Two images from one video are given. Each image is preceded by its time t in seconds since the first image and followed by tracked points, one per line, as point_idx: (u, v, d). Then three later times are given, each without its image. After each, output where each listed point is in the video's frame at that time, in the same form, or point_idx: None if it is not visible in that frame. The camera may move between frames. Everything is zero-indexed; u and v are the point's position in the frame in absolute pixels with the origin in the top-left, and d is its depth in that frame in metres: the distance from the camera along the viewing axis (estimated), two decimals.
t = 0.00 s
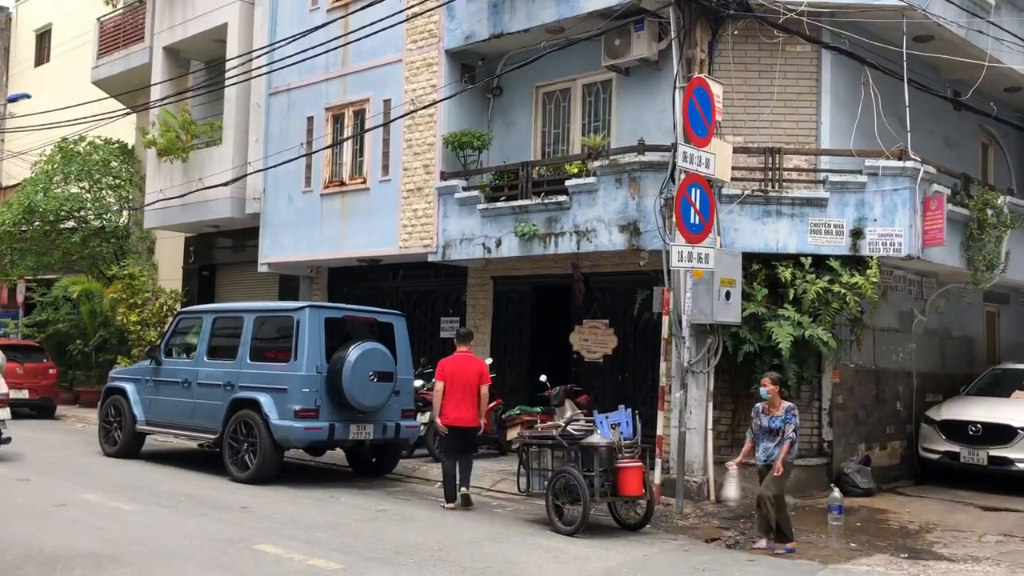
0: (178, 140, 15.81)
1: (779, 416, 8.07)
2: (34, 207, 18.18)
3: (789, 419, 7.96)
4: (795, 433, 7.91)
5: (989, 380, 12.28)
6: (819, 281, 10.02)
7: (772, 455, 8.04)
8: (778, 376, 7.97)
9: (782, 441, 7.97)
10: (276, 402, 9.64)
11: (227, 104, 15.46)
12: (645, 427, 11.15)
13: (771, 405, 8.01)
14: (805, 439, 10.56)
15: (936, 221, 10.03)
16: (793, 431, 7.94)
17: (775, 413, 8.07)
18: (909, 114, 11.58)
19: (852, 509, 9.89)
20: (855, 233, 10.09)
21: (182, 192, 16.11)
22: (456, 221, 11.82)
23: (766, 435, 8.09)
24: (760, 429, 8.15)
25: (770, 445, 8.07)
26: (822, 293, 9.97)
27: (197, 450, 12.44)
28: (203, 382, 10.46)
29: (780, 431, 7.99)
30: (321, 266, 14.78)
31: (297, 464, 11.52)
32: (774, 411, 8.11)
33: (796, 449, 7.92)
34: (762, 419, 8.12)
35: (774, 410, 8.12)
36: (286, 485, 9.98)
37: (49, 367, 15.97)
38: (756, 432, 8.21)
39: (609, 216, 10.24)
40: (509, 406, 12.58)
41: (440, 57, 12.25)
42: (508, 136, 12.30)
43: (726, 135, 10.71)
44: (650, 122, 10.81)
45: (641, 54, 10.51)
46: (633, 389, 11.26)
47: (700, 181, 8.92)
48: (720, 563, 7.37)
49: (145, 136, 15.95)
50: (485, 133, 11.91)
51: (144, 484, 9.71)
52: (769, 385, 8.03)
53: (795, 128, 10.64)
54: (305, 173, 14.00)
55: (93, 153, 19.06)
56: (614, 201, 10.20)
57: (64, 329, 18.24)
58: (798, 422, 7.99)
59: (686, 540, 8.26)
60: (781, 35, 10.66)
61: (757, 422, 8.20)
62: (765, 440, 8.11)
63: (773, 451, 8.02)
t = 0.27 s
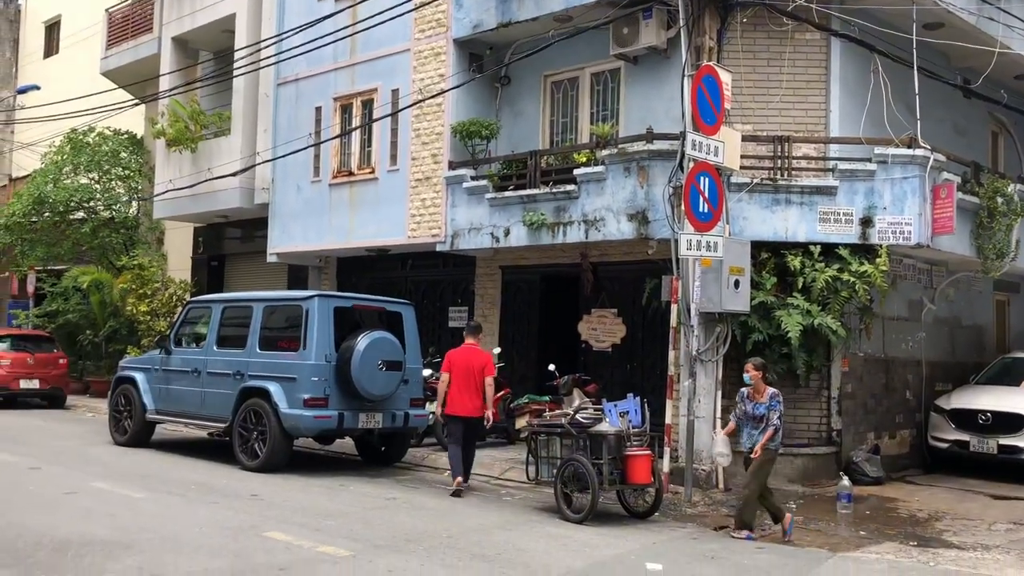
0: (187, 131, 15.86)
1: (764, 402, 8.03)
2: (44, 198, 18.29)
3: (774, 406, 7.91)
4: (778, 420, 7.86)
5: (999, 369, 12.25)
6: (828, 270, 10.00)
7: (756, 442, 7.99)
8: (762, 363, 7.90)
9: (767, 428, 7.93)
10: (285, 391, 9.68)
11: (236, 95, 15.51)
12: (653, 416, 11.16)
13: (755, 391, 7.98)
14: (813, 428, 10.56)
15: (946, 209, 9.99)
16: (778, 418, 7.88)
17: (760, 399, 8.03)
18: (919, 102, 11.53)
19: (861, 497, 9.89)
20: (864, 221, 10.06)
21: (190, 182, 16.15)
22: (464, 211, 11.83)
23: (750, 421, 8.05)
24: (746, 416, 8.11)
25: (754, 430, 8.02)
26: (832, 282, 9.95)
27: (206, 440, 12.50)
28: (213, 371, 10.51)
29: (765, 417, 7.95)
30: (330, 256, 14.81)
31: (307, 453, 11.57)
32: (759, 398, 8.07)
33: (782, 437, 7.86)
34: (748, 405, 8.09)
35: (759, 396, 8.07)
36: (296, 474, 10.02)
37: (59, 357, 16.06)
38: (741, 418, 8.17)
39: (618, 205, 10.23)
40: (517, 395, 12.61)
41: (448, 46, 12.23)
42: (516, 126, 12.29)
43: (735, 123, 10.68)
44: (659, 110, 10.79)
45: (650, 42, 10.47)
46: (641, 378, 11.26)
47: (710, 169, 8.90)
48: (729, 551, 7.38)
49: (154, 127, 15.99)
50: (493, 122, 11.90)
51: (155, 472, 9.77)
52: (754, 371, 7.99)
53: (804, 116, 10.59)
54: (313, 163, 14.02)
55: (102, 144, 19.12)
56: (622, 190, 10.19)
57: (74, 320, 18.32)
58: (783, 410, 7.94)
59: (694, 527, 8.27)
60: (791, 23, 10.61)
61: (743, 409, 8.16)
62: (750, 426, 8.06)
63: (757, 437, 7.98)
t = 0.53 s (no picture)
0: (205, 121, 15.91)
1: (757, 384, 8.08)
2: (64, 188, 18.46)
3: (761, 387, 7.96)
4: (767, 401, 7.91)
5: (1020, 358, 12.15)
6: (846, 258, 9.94)
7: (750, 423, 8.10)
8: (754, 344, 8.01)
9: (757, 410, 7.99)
10: (304, 379, 9.73)
11: (253, 86, 15.56)
12: (671, 404, 11.16)
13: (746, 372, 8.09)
14: (832, 417, 10.52)
15: (966, 196, 9.90)
16: (766, 400, 7.91)
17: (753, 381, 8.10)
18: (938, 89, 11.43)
19: (880, 486, 9.86)
20: (884, 209, 9.99)
21: (208, 172, 16.23)
22: (481, 200, 11.84)
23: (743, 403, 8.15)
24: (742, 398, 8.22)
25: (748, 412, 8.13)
26: (851, 270, 9.89)
27: (226, 428, 12.60)
28: (232, 359, 10.58)
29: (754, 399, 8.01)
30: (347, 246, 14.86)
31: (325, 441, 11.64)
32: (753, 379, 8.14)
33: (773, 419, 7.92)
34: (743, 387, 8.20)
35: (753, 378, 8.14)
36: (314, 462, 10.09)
37: (79, 347, 16.19)
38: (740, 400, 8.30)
39: (635, 193, 10.21)
40: (534, 384, 12.64)
41: (464, 35, 12.21)
42: (533, 114, 12.27)
43: (752, 111, 10.63)
44: (676, 98, 10.74)
45: (667, 29, 10.42)
46: (659, 367, 11.26)
47: (727, 157, 8.85)
48: (747, 539, 7.38)
49: (172, 118, 16.08)
50: (509, 110, 11.90)
51: (175, 460, 9.86)
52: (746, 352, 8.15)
53: (823, 103, 10.52)
54: (330, 153, 14.05)
55: (121, 135, 19.24)
56: (639, 178, 10.16)
57: (94, 310, 18.48)
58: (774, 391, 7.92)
59: (711, 516, 8.28)
60: (809, 9, 10.53)
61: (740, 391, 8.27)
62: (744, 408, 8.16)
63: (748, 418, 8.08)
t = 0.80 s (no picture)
0: (235, 117, 16.05)
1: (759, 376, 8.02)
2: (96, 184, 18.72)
3: (759, 378, 7.89)
4: (761, 392, 7.85)
5: None
6: (879, 250, 9.84)
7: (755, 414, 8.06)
8: (754, 337, 7.91)
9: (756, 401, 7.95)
10: (334, 372, 9.80)
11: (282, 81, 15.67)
12: (701, 397, 11.12)
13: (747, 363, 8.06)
14: (864, 410, 10.46)
15: (1001, 186, 9.76)
16: (761, 392, 7.85)
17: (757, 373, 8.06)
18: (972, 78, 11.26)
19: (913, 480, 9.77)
20: (916, 199, 9.86)
21: (238, 168, 16.37)
22: (509, 193, 11.85)
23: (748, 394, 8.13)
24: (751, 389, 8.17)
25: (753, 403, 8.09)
26: (883, 261, 9.79)
27: (257, 421, 12.73)
28: (264, 353, 10.68)
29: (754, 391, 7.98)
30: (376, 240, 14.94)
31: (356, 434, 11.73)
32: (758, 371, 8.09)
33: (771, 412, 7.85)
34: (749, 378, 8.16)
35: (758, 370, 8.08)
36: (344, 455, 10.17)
37: (113, 341, 16.38)
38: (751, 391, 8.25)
39: (664, 185, 10.16)
40: (563, 377, 12.64)
41: (491, 28, 12.19)
42: (561, 107, 12.24)
43: (783, 101, 10.53)
44: (705, 89, 10.67)
45: (695, 20, 10.35)
46: (689, 359, 11.22)
47: (757, 147, 8.75)
48: (778, 532, 7.35)
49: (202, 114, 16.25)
50: (537, 103, 11.88)
51: (208, 453, 9.98)
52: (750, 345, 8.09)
53: (855, 93, 10.40)
54: (359, 147, 14.11)
55: (152, 131, 19.45)
56: (668, 170, 10.11)
57: (126, 304, 18.72)
58: (770, 383, 7.81)
59: (742, 509, 8.24)
60: None
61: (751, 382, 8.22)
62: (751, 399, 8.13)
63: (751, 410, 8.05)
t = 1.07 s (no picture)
0: (270, 116, 16.18)
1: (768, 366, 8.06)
2: (134, 184, 19.00)
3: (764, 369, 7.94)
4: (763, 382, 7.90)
5: None
6: (919, 242, 9.67)
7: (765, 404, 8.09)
8: (762, 328, 7.93)
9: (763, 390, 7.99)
10: (371, 370, 9.87)
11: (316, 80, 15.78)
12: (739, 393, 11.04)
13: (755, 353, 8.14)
14: (905, 404, 10.28)
15: None
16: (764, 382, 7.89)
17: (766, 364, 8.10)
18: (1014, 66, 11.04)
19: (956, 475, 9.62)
20: (957, 191, 9.69)
21: (274, 167, 16.50)
22: (543, 189, 11.83)
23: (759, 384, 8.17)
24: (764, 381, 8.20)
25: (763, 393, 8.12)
26: (923, 254, 9.62)
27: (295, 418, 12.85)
28: (301, 351, 10.78)
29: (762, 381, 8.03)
30: (410, 237, 15.00)
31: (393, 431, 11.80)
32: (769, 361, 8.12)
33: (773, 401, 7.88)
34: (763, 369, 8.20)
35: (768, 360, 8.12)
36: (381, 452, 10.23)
37: (153, 340, 16.61)
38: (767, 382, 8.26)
39: (700, 180, 10.07)
40: (598, 373, 12.62)
41: (524, 24, 12.16)
42: (594, 102, 12.20)
43: (820, 94, 10.39)
44: (741, 83, 10.57)
45: (731, 13, 10.25)
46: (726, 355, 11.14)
47: (795, 141, 8.66)
48: (819, 529, 7.27)
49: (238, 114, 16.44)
50: (571, 99, 11.85)
51: (247, 450, 10.10)
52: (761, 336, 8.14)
53: (894, 84, 10.23)
54: (393, 144, 14.17)
55: (189, 131, 19.69)
56: (704, 164, 10.02)
57: (165, 303, 18.98)
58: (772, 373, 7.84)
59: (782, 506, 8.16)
60: None
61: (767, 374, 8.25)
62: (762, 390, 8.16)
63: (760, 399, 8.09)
